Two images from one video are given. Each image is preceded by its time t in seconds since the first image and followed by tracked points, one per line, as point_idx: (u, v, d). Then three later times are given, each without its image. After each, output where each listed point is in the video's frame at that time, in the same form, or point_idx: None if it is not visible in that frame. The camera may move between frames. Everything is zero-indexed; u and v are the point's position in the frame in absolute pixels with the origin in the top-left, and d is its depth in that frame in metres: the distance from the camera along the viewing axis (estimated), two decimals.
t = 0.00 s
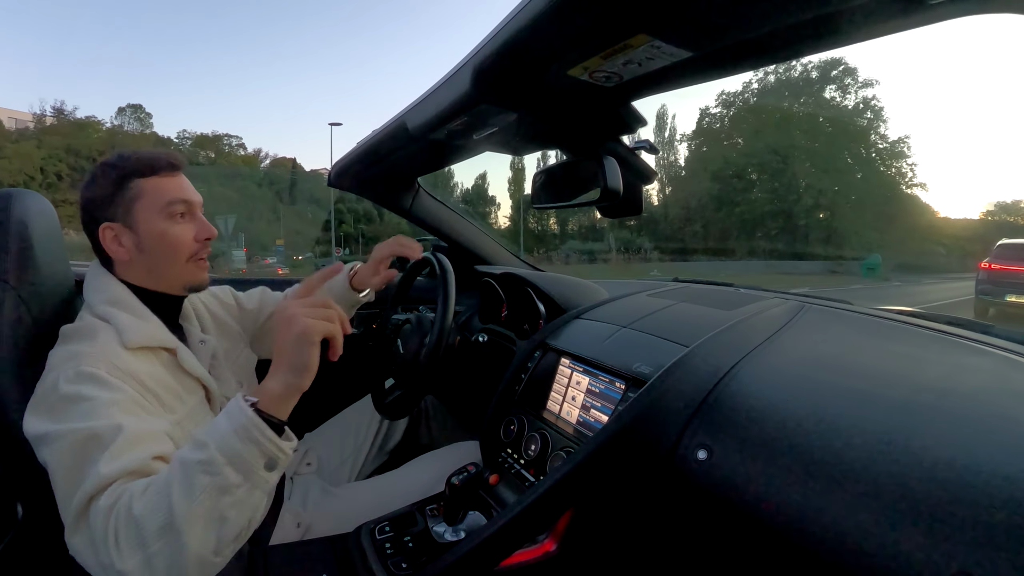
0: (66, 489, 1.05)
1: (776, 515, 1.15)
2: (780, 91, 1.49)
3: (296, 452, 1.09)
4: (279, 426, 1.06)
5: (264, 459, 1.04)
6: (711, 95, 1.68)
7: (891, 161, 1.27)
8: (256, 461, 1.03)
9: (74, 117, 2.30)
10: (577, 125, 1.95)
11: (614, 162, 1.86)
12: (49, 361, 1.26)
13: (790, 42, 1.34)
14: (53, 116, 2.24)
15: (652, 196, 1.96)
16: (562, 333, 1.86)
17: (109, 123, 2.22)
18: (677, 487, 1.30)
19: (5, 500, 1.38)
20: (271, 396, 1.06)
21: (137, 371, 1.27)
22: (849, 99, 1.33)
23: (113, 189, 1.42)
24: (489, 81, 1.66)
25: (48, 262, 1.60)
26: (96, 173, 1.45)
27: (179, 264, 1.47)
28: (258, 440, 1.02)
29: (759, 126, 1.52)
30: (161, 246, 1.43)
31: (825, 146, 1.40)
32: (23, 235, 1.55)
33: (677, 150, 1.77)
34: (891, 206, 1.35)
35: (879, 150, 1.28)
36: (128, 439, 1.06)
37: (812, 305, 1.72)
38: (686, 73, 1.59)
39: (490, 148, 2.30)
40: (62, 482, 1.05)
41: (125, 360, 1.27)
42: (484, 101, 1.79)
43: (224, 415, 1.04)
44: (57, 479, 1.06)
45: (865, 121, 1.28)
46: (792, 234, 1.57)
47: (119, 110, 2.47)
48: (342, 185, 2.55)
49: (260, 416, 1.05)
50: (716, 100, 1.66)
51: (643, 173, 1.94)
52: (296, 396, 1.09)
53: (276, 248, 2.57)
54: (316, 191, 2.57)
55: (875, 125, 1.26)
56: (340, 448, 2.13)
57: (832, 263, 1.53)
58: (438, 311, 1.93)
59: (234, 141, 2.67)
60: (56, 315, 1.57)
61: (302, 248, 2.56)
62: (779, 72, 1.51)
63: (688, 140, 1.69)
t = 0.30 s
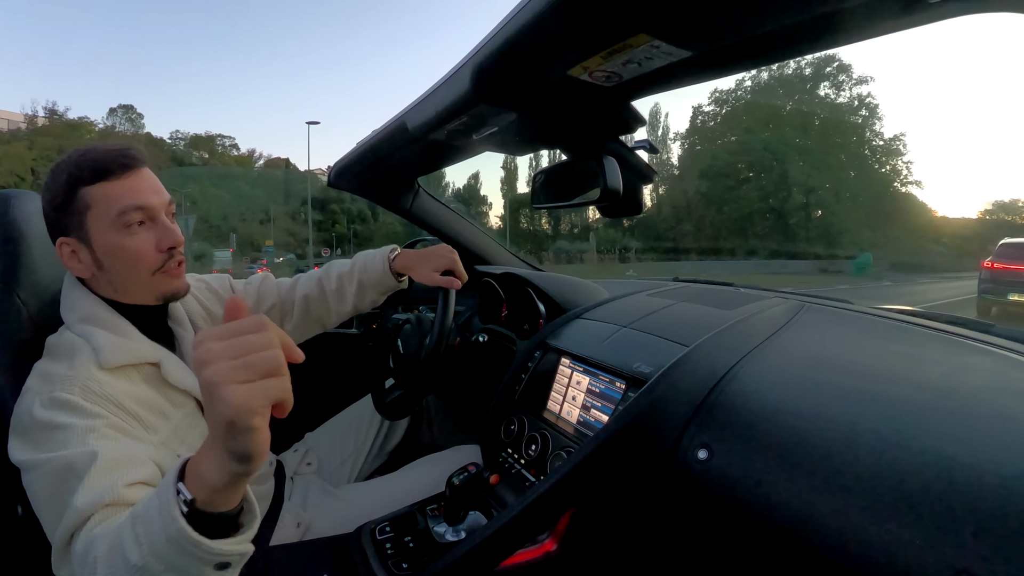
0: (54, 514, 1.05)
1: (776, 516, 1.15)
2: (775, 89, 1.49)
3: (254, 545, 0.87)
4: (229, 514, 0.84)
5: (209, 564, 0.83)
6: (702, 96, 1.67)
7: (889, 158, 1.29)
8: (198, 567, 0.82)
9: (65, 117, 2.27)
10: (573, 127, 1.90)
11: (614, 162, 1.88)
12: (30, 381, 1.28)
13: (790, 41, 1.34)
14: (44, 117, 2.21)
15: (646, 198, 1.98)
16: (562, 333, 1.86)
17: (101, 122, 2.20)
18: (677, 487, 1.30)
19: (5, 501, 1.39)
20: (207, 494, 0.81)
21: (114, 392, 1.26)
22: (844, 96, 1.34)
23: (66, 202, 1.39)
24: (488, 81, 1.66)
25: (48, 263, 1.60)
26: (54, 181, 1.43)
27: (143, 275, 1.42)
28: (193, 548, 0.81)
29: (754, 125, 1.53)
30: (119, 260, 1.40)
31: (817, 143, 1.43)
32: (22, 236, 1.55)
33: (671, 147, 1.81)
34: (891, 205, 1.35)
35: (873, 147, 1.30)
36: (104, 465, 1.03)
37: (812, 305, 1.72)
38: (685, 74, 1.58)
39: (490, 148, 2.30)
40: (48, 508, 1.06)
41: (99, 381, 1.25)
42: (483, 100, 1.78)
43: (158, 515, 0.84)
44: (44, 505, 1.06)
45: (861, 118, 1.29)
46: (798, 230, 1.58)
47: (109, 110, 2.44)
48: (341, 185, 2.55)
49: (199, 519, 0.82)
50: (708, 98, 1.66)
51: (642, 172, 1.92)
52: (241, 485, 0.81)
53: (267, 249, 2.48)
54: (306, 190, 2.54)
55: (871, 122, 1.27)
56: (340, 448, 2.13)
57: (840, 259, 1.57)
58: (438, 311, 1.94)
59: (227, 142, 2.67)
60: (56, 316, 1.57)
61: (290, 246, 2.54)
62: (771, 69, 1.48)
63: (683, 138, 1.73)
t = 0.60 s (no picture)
0: (63, 513, 1.06)
1: (775, 515, 1.15)
2: (768, 86, 1.49)
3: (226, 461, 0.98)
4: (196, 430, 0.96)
5: (192, 480, 0.94)
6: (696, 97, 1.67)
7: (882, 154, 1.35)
8: (182, 486, 0.93)
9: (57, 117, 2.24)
10: (573, 126, 1.90)
11: (614, 162, 1.85)
12: (35, 378, 1.26)
13: (789, 41, 1.34)
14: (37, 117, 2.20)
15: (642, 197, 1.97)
16: (562, 333, 1.86)
17: (95, 123, 2.18)
18: (677, 487, 1.30)
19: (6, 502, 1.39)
20: (173, 408, 0.93)
21: (121, 390, 1.26)
22: (837, 93, 1.37)
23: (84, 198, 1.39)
24: (488, 82, 1.66)
25: (48, 264, 1.61)
26: (70, 178, 1.43)
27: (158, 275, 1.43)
28: (173, 466, 0.92)
29: (742, 123, 1.59)
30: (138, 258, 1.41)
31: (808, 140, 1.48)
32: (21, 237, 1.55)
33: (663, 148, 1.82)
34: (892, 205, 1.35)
35: (866, 143, 1.37)
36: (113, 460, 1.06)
37: (812, 305, 1.72)
38: (684, 74, 1.58)
39: (489, 149, 2.29)
40: (56, 506, 1.06)
41: (107, 379, 1.25)
42: (484, 100, 1.78)
43: (134, 448, 0.93)
44: (51, 503, 1.06)
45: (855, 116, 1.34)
46: (795, 228, 1.66)
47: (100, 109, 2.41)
48: (342, 186, 2.55)
49: (171, 435, 0.93)
50: (700, 95, 1.68)
51: (640, 172, 1.91)
52: (202, 392, 0.96)
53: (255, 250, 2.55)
54: (300, 192, 2.55)
55: (866, 119, 1.33)
56: (341, 449, 2.13)
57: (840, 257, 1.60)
58: (438, 311, 1.94)
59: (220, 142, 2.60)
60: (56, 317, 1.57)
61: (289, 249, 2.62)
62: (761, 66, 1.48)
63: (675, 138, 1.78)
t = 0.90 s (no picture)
0: (81, 509, 1.06)
1: (775, 515, 1.16)
2: (767, 84, 1.49)
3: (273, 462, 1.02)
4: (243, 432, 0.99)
5: (241, 476, 0.97)
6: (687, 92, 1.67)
7: (878, 154, 1.32)
8: (231, 480, 0.96)
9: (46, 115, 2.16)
10: (574, 126, 1.91)
11: (614, 161, 1.83)
12: (44, 376, 1.26)
13: (789, 41, 1.34)
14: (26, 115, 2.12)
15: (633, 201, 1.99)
16: (563, 333, 1.86)
17: (85, 124, 2.16)
18: (677, 487, 1.30)
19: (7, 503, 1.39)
20: (224, 408, 0.97)
21: (133, 386, 1.26)
22: (832, 91, 1.36)
23: (98, 193, 1.41)
24: (488, 82, 1.67)
25: (49, 264, 1.61)
26: (79, 175, 1.45)
27: (173, 269, 1.46)
28: (227, 462, 0.96)
29: (729, 121, 1.58)
30: (156, 252, 1.43)
31: (799, 136, 1.45)
32: (20, 238, 1.55)
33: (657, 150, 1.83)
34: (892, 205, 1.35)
35: (859, 140, 1.34)
36: (133, 455, 1.06)
37: (812, 305, 1.72)
38: (683, 73, 1.58)
39: (489, 150, 2.29)
40: (74, 502, 1.06)
41: (119, 375, 1.25)
42: (484, 101, 1.78)
43: (187, 442, 0.96)
44: (69, 500, 1.06)
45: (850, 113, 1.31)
46: (792, 226, 1.62)
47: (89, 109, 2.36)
48: (342, 186, 2.55)
49: (222, 433, 0.97)
50: (692, 93, 1.67)
51: (642, 172, 1.90)
52: (253, 397, 0.99)
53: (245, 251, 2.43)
54: (293, 191, 2.53)
55: (861, 117, 1.31)
56: (341, 449, 2.13)
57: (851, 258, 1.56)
58: (439, 311, 1.94)
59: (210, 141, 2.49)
60: (58, 317, 1.57)
61: (274, 247, 2.57)
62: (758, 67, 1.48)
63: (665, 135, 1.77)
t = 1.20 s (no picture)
0: (85, 507, 1.05)
1: (775, 516, 1.15)
2: (761, 83, 1.48)
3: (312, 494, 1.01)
4: (292, 467, 0.99)
5: (279, 506, 0.97)
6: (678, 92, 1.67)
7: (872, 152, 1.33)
8: (269, 509, 0.96)
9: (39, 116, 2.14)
10: (574, 127, 1.90)
11: (615, 161, 1.83)
12: (48, 374, 1.26)
13: (789, 41, 1.34)
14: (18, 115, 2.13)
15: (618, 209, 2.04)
16: (563, 334, 1.86)
17: (77, 124, 2.07)
18: (678, 488, 1.30)
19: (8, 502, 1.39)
20: (282, 445, 0.96)
21: (136, 382, 1.26)
22: (825, 88, 1.37)
23: (111, 190, 1.43)
24: (488, 82, 1.66)
25: (50, 264, 1.60)
26: (89, 174, 1.46)
27: (181, 265, 1.47)
28: (268, 491, 0.96)
29: (724, 120, 1.57)
30: (166, 247, 1.44)
31: (792, 134, 1.45)
32: (22, 237, 1.55)
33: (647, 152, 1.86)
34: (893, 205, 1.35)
35: (854, 138, 1.34)
36: (142, 452, 1.06)
37: (813, 305, 1.72)
38: (684, 74, 1.57)
39: (490, 151, 2.30)
40: (79, 500, 1.06)
41: (123, 371, 1.25)
42: (485, 101, 1.78)
43: (233, 463, 0.96)
44: (74, 497, 1.06)
45: (845, 112, 1.31)
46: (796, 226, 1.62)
47: (78, 109, 2.21)
48: (343, 186, 2.55)
49: (272, 466, 0.96)
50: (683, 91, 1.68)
51: (643, 173, 1.91)
52: (308, 438, 0.97)
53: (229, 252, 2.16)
54: (287, 191, 2.39)
55: (854, 114, 1.31)
56: (342, 450, 2.13)
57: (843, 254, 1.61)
58: (439, 313, 1.94)
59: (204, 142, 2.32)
60: (59, 317, 1.57)
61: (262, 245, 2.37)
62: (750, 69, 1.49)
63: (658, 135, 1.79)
